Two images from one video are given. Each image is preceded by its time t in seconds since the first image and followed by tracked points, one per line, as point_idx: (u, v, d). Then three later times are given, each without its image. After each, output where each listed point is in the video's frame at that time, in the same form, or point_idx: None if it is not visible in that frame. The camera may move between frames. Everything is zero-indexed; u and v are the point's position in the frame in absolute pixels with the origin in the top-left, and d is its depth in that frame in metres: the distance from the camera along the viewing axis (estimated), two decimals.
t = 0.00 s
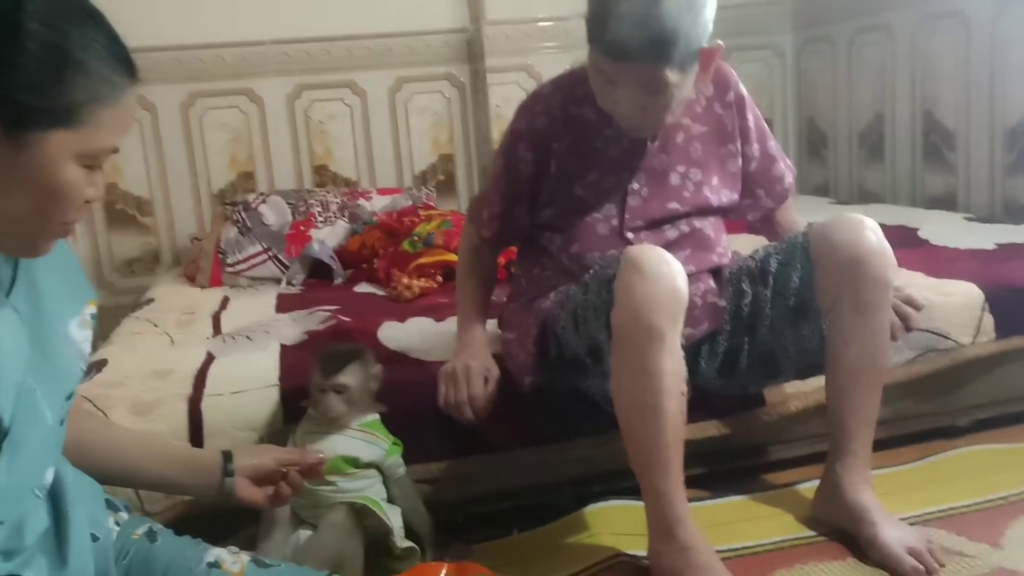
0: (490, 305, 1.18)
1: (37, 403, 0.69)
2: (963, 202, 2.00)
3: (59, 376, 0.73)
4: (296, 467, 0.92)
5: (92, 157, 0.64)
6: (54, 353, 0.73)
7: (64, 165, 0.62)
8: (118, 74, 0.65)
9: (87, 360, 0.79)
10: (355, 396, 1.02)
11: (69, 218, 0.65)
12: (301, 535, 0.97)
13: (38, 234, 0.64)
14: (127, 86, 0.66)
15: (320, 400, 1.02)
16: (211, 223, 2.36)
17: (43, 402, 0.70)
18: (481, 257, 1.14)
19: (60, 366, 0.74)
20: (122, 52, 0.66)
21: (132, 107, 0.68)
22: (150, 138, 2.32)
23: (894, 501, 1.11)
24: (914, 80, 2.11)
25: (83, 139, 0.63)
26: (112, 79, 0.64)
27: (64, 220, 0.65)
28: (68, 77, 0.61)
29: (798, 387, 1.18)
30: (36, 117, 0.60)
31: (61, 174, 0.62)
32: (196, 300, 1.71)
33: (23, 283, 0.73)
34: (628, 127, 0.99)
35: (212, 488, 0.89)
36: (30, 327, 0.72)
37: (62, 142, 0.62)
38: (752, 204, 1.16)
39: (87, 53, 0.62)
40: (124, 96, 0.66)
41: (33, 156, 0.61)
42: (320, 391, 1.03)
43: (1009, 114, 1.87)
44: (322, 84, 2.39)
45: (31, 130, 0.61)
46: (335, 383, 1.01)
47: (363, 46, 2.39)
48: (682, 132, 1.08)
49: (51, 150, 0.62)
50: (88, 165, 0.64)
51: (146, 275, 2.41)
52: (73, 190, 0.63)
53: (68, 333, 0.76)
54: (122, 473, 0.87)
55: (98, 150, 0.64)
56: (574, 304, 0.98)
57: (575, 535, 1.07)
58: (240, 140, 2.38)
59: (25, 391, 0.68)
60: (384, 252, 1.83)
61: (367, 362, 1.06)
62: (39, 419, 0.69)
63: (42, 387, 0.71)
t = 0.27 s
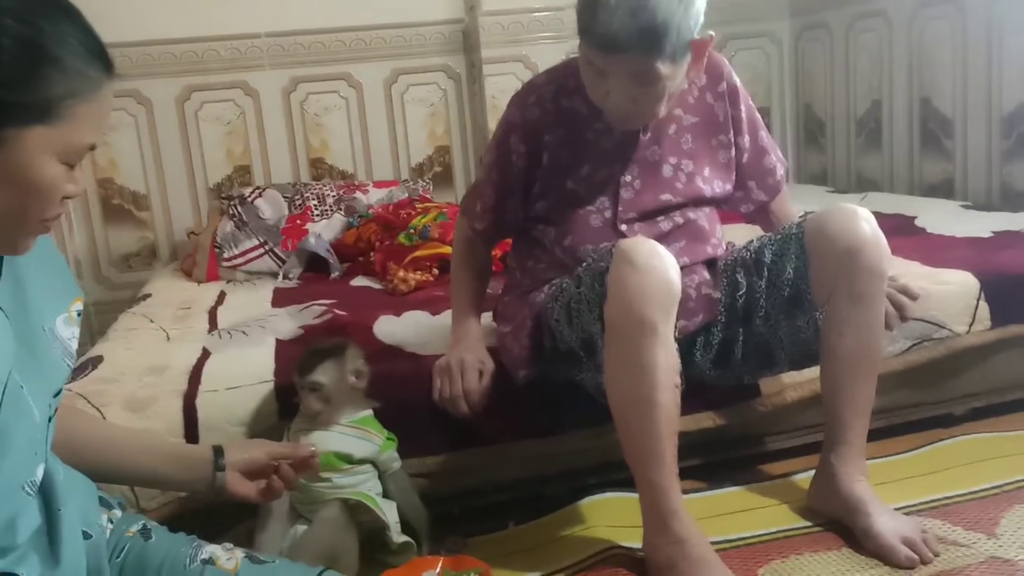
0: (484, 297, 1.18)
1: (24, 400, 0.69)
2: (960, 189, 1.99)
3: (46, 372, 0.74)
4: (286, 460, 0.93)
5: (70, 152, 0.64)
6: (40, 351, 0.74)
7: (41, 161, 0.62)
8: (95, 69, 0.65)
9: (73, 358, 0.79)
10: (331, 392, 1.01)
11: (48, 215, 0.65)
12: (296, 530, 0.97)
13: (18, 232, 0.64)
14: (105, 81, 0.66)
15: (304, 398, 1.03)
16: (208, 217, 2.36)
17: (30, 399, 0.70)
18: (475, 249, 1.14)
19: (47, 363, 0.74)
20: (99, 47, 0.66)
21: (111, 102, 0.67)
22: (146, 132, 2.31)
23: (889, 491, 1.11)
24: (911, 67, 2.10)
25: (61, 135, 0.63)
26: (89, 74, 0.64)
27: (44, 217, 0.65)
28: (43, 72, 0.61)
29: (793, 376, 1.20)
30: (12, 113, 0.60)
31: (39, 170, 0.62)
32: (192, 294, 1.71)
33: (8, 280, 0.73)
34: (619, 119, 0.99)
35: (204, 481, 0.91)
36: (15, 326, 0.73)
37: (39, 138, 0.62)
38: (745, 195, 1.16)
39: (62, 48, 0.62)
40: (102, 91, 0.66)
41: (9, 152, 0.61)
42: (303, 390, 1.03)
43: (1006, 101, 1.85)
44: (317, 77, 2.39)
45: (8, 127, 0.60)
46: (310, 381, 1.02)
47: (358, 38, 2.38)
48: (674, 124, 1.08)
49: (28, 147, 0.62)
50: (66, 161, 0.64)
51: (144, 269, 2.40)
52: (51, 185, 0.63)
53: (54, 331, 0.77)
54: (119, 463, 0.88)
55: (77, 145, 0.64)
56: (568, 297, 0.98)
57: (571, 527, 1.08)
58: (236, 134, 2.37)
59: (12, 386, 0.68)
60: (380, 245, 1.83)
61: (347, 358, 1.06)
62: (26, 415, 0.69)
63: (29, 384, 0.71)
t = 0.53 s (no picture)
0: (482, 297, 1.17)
1: (16, 400, 0.69)
2: (960, 185, 1.99)
3: (38, 373, 0.74)
4: (277, 460, 0.93)
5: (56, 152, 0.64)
6: (33, 352, 0.74)
7: (27, 162, 0.62)
8: (80, 70, 0.65)
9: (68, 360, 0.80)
10: (328, 395, 1.00)
11: (35, 215, 0.65)
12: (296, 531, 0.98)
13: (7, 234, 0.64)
14: (91, 81, 0.66)
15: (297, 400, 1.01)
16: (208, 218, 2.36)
17: (22, 401, 0.70)
18: (473, 249, 1.14)
19: (38, 364, 0.74)
20: (84, 47, 0.66)
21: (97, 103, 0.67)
22: (145, 133, 2.31)
23: (889, 489, 1.11)
24: (910, 64, 2.09)
25: (45, 135, 0.63)
26: (74, 74, 0.64)
27: (32, 218, 0.64)
28: (26, 72, 0.61)
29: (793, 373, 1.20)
30: None
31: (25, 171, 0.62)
32: (192, 295, 1.71)
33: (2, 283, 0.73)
34: (614, 120, 0.99)
35: (196, 483, 0.90)
36: (8, 327, 0.73)
37: (24, 138, 0.62)
38: (743, 193, 1.15)
39: (46, 48, 0.62)
40: (88, 91, 0.66)
41: None
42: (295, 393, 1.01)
43: (1006, 96, 1.84)
44: (316, 77, 2.38)
45: None
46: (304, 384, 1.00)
47: (356, 38, 2.38)
48: (671, 123, 1.08)
49: (13, 147, 0.62)
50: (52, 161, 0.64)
51: (144, 270, 2.40)
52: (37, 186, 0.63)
53: (46, 332, 0.77)
54: (113, 464, 0.86)
55: (63, 146, 0.64)
56: (565, 297, 0.98)
57: (571, 527, 1.07)
58: (236, 134, 2.37)
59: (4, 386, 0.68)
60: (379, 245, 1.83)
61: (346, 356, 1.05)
62: (19, 416, 0.69)
63: (21, 386, 0.71)
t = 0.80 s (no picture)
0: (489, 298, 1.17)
1: (24, 403, 0.69)
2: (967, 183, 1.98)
3: (47, 377, 0.74)
4: (285, 461, 0.94)
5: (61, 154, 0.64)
6: (41, 355, 0.74)
7: (33, 163, 0.63)
8: (85, 71, 0.65)
9: (77, 362, 0.80)
10: (343, 392, 1.03)
11: (38, 216, 0.65)
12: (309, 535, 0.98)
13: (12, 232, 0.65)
14: (95, 83, 0.66)
15: (309, 399, 1.04)
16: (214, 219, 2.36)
17: (31, 403, 0.70)
18: (480, 250, 1.13)
19: (46, 367, 0.74)
20: (89, 48, 0.66)
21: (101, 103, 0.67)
22: (150, 134, 2.32)
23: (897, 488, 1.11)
24: (915, 63, 2.09)
25: (50, 136, 0.63)
26: (79, 75, 0.64)
27: (34, 219, 0.65)
28: (33, 74, 0.61)
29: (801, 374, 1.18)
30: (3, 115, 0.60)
31: (30, 173, 0.63)
32: (198, 296, 1.71)
33: (8, 285, 0.73)
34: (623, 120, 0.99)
35: (201, 485, 0.90)
36: (16, 330, 0.73)
37: (30, 139, 0.62)
38: (751, 193, 1.15)
39: (53, 50, 0.62)
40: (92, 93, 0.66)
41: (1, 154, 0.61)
42: (309, 391, 1.04)
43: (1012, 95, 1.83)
44: (321, 77, 2.39)
45: None
46: (323, 381, 1.03)
47: (361, 38, 2.38)
48: (679, 123, 1.07)
49: (19, 149, 0.62)
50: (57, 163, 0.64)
51: (150, 271, 2.41)
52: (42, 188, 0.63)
53: (54, 335, 0.77)
54: (121, 465, 0.86)
55: (68, 147, 0.65)
56: (573, 297, 0.97)
57: (579, 528, 1.09)
58: (241, 135, 2.38)
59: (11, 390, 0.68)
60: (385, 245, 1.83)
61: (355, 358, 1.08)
62: (26, 420, 0.69)
63: (29, 388, 0.71)
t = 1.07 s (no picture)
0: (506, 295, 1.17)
1: (44, 400, 0.70)
2: (987, 180, 1.96)
3: (65, 374, 0.74)
4: (299, 459, 0.93)
5: (77, 150, 0.64)
6: (58, 352, 0.74)
7: (49, 158, 0.62)
8: (101, 66, 0.64)
9: (93, 358, 0.79)
10: (346, 392, 1.01)
11: (55, 213, 0.64)
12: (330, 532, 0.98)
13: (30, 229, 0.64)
14: (111, 77, 0.66)
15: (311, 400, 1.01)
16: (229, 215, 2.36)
17: (49, 400, 0.70)
18: (497, 246, 1.13)
19: (64, 364, 0.74)
20: (106, 45, 0.66)
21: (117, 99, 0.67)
22: (166, 130, 2.32)
23: (919, 488, 1.09)
24: (935, 58, 2.07)
25: (66, 131, 0.62)
26: (95, 70, 0.63)
27: (52, 215, 0.64)
28: (49, 68, 0.61)
29: (820, 371, 1.19)
30: (18, 110, 0.60)
31: (46, 168, 0.62)
32: (214, 292, 1.71)
33: (25, 282, 0.73)
34: (639, 117, 0.97)
35: (217, 482, 0.89)
36: (33, 327, 0.72)
37: (48, 134, 0.61)
38: (771, 189, 1.14)
39: (68, 44, 0.62)
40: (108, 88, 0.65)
41: (17, 149, 0.61)
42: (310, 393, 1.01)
43: None
44: (336, 73, 2.38)
45: (16, 123, 0.60)
46: (324, 383, 1.00)
47: (376, 34, 2.37)
48: (698, 120, 1.07)
49: (36, 144, 0.61)
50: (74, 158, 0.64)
51: (165, 267, 2.41)
52: (58, 183, 0.63)
53: (72, 331, 0.76)
54: (136, 463, 0.86)
55: (84, 143, 0.64)
56: (591, 294, 0.96)
57: (596, 526, 1.06)
58: (256, 131, 2.38)
59: (30, 388, 0.68)
60: (400, 241, 1.83)
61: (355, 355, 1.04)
62: (45, 417, 0.69)
63: (47, 385, 0.71)
